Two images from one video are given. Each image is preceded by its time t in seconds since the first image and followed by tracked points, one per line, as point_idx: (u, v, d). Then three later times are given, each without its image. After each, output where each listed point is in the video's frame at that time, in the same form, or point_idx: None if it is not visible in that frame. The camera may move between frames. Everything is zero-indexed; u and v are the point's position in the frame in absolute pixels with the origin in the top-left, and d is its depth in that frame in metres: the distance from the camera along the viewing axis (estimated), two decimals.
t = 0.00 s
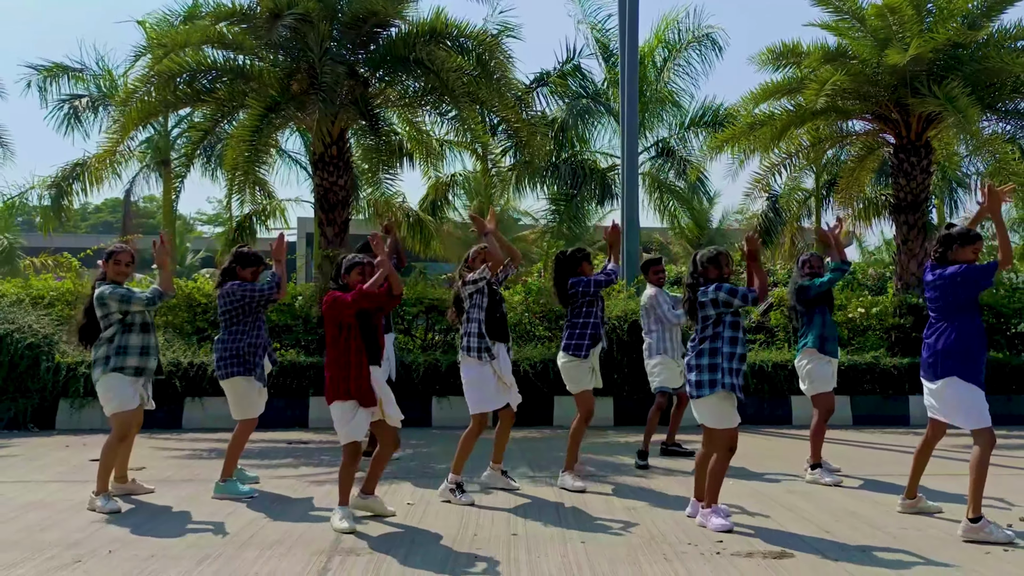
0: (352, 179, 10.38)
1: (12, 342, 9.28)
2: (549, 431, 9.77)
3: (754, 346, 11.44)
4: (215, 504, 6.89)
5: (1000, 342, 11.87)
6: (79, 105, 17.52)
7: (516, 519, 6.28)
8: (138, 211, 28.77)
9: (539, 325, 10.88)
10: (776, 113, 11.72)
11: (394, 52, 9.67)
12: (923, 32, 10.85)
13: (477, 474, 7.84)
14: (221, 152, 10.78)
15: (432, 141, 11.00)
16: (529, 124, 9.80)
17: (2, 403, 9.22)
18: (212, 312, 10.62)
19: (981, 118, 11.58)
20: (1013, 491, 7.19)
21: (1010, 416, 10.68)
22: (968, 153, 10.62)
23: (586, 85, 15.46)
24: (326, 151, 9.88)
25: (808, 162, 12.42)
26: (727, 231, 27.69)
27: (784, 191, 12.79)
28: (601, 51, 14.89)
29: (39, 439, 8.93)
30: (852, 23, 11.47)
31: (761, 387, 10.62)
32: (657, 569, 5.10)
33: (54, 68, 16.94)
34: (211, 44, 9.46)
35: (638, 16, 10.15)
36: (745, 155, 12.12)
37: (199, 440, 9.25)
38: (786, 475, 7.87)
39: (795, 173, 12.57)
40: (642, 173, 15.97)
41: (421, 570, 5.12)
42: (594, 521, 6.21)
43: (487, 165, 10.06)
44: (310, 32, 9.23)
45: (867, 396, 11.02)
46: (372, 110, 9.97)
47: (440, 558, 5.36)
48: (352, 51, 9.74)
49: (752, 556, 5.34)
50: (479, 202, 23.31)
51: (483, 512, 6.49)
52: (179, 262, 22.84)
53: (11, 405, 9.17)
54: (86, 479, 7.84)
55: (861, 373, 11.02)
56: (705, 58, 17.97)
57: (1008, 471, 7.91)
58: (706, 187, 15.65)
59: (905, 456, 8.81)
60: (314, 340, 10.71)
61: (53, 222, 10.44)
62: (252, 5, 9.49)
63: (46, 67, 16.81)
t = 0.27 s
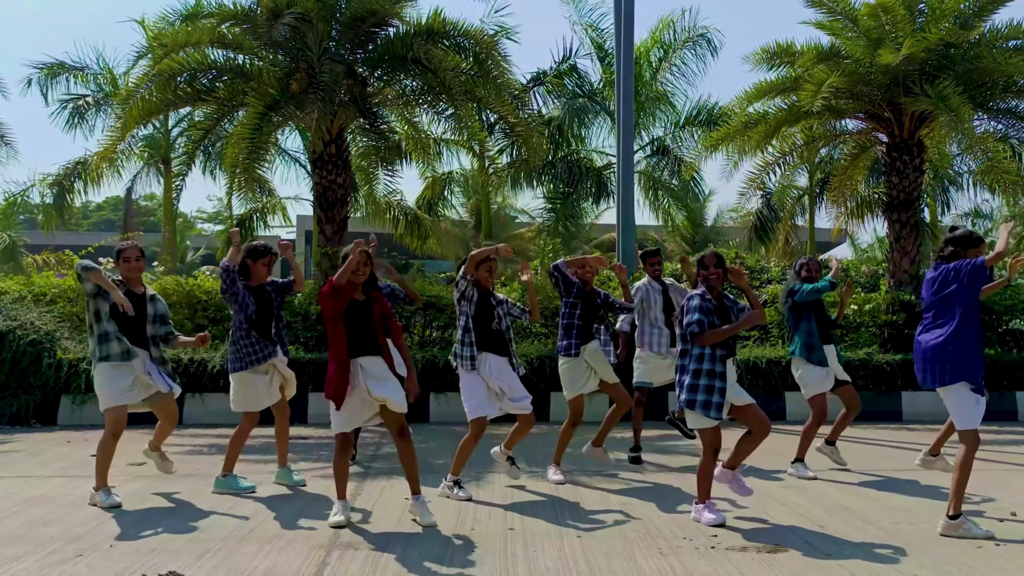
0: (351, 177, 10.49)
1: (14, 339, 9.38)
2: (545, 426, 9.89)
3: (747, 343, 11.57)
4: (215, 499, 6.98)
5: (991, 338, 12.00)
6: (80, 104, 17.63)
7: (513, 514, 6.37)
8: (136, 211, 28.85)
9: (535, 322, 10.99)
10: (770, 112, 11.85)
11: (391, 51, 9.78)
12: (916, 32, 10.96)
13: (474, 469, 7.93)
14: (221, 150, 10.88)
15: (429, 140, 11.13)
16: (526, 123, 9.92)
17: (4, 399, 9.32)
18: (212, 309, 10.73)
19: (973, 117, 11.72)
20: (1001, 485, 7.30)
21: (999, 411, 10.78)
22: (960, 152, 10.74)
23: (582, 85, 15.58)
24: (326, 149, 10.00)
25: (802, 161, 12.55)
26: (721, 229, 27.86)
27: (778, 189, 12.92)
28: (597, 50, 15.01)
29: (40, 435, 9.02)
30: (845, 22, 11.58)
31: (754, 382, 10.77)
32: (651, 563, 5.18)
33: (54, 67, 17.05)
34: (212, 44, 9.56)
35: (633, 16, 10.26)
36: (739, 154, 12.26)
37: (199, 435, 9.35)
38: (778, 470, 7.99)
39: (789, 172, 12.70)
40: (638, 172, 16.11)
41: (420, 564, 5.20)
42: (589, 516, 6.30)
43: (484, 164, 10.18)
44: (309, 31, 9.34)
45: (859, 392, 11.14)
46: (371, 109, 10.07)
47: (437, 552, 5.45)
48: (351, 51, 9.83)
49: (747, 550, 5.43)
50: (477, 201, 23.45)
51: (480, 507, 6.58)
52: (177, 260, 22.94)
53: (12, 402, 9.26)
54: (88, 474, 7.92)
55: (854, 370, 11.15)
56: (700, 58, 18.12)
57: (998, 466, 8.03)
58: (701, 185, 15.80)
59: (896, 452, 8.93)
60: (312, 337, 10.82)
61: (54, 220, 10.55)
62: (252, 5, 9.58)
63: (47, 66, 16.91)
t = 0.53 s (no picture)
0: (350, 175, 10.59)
1: (17, 335, 9.49)
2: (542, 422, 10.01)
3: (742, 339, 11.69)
4: (216, 494, 7.07)
5: (982, 335, 12.13)
6: (79, 102, 17.72)
7: (511, 509, 6.46)
8: (135, 208, 28.93)
9: (532, 319, 11.11)
10: (765, 111, 11.96)
11: (390, 51, 9.88)
12: (908, 32, 11.07)
13: (472, 465, 8.03)
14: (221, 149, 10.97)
15: (427, 139, 11.24)
16: (523, 122, 10.03)
17: (7, 395, 9.43)
18: (212, 305, 10.88)
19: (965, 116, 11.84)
20: (989, 480, 7.43)
21: (989, 407, 10.91)
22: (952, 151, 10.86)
23: (579, 84, 15.68)
24: (324, 148, 10.11)
25: (796, 159, 12.69)
26: (717, 226, 28.00)
27: (772, 188, 13.05)
28: (592, 50, 15.11)
29: (42, 430, 9.12)
30: (839, 23, 11.70)
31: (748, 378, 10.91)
32: (646, 556, 5.29)
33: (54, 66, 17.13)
34: (212, 43, 9.66)
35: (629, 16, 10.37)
36: (734, 152, 12.39)
37: (200, 431, 9.45)
38: (771, 466, 8.11)
39: (783, 171, 12.83)
40: (633, 170, 16.23)
41: (420, 558, 5.29)
42: (584, 511, 6.41)
43: (482, 161, 10.31)
44: (309, 32, 9.43)
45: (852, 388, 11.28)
46: (369, 107, 10.17)
47: (435, 546, 5.55)
48: (350, 51, 9.92)
49: (740, 544, 5.53)
50: (474, 198, 23.54)
51: (478, 503, 6.68)
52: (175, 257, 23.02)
53: (15, 397, 9.37)
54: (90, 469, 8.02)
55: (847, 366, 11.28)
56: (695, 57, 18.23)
57: (988, 462, 8.15)
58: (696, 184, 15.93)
59: (888, 447, 9.05)
60: (312, 334, 10.93)
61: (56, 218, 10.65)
62: (251, 5, 9.68)
63: (48, 65, 17.00)
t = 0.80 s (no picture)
0: (348, 174, 10.70)
1: (20, 331, 9.61)
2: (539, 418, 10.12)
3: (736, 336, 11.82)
4: (216, 489, 7.16)
5: (974, 332, 12.26)
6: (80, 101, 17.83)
7: (507, 505, 6.56)
8: (135, 206, 29.03)
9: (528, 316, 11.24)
10: (759, 110, 12.08)
11: (388, 51, 9.98)
12: (901, 32, 11.18)
13: (470, 461, 8.12)
14: (221, 148, 11.07)
15: (426, 137, 11.35)
16: (519, 121, 10.15)
17: (10, 390, 9.54)
18: (212, 302, 11.10)
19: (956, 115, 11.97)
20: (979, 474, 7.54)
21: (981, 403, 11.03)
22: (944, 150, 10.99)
23: (575, 83, 15.79)
24: (323, 147, 10.21)
25: (789, 158, 12.82)
26: (711, 223, 28.13)
27: (766, 186, 13.18)
28: (588, 49, 15.23)
29: (45, 426, 9.22)
30: (832, 23, 11.81)
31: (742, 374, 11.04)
32: (641, 550, 5.38)
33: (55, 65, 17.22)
34: (213, 43, 9.77)
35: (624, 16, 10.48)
36: (728, 151, 12.52)
37: (200, 427, 9.55)
38: (765, 461, 8.22)
39: (776, 169, 12.97)
40: (629, 168, 16.35)
41: (418, 552, 5.37)
42: (580, 506, 6.50)
43: (479, 159, 10.43)
44: (309, 32, 9.49)
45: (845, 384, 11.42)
46: (368, 106, 10.28)
47: (433, 540, 5.63)
48: (348, 50, 10.02)
49: (734, 538, 5.62)
50: (472, 196, 23.64)
51: (475, 498, 6.78)
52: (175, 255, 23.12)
53: (18, 393, 9.49)
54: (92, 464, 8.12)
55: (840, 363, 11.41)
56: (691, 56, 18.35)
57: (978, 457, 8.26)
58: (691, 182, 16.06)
59: (879, 443, 9.17)
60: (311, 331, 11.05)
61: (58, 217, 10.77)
62: (251, 5, 9.78)
63: (49, 64, 17.10)
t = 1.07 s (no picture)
0: (347, 172, 10.81)
1: (23, 328, 9.72)
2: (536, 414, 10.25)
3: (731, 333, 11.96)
4: (218, 485, 7.26)
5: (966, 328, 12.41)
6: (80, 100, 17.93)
7: (505, 500, 6.66)
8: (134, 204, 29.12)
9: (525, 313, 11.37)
10: (753, 110, 12.22)
11: (387, 51, 10.08)
12: (894, 32, 11.26)
13: (468, 456, 8.24)
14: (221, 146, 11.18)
15: (424, 136, 11.47)
16: (516, 121, 10.28)
17: (13, 386, 9.65)
18: (213, 299, 11.23)
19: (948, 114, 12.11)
20: (968, 469, 7.67)
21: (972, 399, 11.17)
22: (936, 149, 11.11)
23: (571, 83, 15.91)
24: (323, 145, 10.33)
25: (783, 156, 12.96)
26: (706, 222, 28.29)
27: (761, 184, 13.33)
28: (585, 49, 15.34)
29: (47, 422, 9.32)
30: (826, 23, 11.93)
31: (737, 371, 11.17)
32: (637, 544, 5.48)
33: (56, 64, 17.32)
34: (213, 43, 9.87)
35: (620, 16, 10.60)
36: (723, 150, 12.66)
37: (201, 423, 9.66)
38: (758, 456, 8.34)
39: (770, 167, 13.10)
40: (625, 167, 16.48)
41: (418, 546, 5.47)
42: (576, 501, 6.60)
43: (476, 157, 10.54)
44: (309, 32, 9.58)
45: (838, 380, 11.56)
46: (367, 105, 10.39)
47: (432, 534, 5.73)
48: (347, 50, 10.12)
49: (729, 533, 5.72)
50: (469, 195, 23.75)
51: (473, 493, 6.88)
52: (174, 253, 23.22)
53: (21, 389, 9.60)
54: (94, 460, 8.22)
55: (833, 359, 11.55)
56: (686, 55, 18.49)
57: (969, 452, 8.39)
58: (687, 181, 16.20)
59: (871, 438, 9.30)
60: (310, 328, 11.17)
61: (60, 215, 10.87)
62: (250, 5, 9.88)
63: (50, 64, 17.20)
